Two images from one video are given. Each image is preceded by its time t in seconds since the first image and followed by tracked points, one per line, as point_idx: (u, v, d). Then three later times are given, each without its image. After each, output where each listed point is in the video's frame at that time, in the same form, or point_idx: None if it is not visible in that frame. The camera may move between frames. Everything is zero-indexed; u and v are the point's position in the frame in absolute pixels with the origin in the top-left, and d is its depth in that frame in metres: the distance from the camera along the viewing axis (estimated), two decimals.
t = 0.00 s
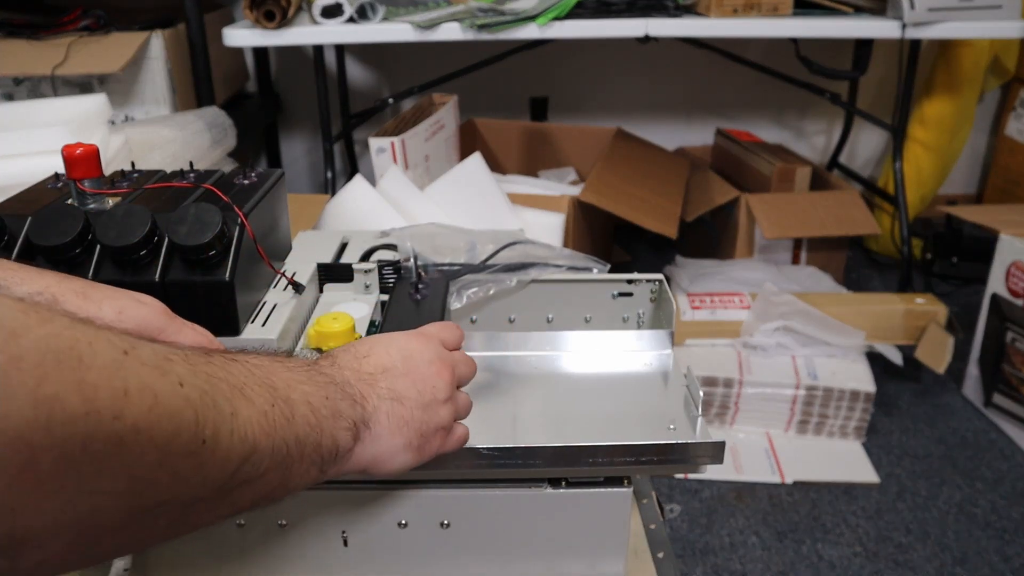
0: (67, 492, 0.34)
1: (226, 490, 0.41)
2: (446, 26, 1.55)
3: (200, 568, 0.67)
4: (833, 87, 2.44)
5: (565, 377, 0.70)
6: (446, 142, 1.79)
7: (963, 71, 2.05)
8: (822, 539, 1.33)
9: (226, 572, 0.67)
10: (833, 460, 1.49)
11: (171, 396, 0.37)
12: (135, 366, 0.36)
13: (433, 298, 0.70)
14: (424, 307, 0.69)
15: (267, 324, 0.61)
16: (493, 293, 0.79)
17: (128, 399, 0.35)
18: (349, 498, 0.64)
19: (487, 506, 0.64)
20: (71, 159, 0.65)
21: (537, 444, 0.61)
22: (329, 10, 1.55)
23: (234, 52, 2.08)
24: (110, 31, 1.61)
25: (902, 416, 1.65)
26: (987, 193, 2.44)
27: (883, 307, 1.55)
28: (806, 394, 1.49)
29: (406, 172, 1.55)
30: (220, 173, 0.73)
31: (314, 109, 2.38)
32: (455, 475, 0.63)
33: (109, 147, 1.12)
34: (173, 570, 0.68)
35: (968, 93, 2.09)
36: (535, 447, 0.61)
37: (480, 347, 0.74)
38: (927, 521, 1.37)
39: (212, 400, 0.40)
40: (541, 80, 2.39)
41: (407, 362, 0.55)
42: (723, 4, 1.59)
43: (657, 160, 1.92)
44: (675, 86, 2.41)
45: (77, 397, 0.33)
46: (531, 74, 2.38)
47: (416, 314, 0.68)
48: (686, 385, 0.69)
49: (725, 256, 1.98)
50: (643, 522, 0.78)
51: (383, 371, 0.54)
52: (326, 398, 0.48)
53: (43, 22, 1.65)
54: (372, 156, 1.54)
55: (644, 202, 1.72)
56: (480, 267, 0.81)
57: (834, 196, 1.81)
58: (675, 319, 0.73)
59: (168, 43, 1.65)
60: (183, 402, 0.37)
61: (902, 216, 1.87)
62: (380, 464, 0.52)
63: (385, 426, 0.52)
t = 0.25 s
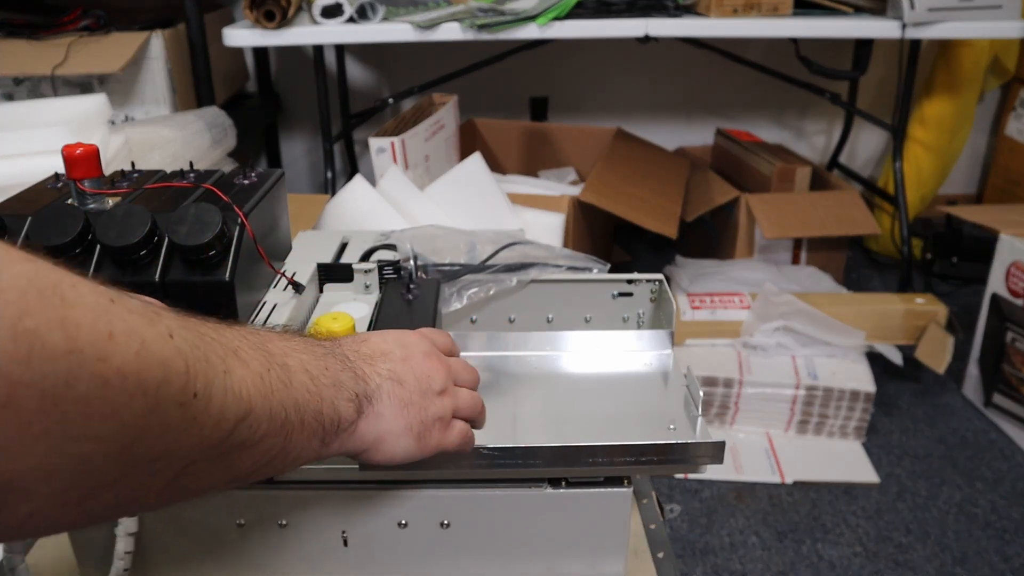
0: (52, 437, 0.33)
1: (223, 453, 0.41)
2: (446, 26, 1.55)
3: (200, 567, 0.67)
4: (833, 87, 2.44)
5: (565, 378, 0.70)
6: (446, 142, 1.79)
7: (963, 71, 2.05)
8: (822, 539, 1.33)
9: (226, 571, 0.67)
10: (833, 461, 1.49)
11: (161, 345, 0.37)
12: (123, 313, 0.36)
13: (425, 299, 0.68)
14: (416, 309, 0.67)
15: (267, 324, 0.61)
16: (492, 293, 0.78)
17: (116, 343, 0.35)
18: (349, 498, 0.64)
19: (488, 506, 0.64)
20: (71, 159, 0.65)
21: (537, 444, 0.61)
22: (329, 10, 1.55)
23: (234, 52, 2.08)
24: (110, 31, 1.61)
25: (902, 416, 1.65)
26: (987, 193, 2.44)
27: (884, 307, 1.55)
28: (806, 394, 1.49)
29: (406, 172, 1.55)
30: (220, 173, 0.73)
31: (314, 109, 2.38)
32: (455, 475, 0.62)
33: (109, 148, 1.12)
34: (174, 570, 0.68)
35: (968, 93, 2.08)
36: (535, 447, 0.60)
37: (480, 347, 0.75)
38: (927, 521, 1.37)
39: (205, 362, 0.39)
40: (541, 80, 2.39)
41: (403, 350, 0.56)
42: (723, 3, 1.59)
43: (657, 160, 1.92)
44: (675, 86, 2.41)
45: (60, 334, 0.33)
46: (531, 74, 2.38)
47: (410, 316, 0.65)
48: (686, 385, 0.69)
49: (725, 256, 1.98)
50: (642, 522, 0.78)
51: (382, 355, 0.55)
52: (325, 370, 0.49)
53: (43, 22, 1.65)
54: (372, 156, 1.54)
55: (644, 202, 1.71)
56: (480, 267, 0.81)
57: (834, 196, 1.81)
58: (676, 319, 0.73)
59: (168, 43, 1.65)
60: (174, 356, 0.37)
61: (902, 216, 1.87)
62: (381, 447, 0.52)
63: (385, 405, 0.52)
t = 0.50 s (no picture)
0: None
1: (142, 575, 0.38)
2: (446, 26, 1.55)
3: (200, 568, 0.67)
4: (833, 87, 2.44)
5: (565, 377, 0.70)
6: (446, 142, 1.79)
7: (963, 71, 2.05)
8: (822, 539, 1.33)
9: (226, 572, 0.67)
10: (833, 460, 1.50)
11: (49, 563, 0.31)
12: None
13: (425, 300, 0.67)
14: (416, 308, 0.66)
15: (267, 324, 0.61)
16: (493, 293, 0.78)
17: None
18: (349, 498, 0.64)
19: (488, 506, 0.64)
20: (71, 159, 0.65)
21: (537, 444, 0.61)
22: (329, 10, 1.55)
23: (234, 52, 2.08)
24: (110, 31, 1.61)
25: (902, 416, 1.65)
26: (986, 193, 2.44)
27: (884, 307, 1.55)
28: (806, 394, 1.49)
29: (406, 171, 1.55)
30: (220, 173, 0.73)
31: (314, 109, 2.38)
32: (455, 475, 0.62)
33: (109, 148, 1.12)
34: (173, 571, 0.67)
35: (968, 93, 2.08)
36: (535, 447, 0.60)
37: (480, 347, 0.75)
38: (927, 521, 1.37)
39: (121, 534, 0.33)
40: (541, 80, 2.39)
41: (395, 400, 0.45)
42: (723, 4, 1.59)
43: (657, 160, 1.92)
44: (675, 86, 2.41)
45: None
46: (531, 74, 2.38)
47: (410, 315, 0.65)
48: (686, 385, 0.68)
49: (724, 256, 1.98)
50: (643, 522, 0.78)
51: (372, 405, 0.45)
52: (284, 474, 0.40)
53: (43, 22, 1.65)
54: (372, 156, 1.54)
55: (644, 202, 1.72)
56: (480, 267, 0.81)
57: (834, 196, 1.81)
58: (676, 319, 0.73)
59: (168, 43, 1.65)
60: (96, 428, 0.34)
61: (903, 216, 1.87)
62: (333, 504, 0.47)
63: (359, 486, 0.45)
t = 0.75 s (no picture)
0: None
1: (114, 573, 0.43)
2: (446, 26, 1.55)
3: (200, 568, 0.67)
4: (833, 87, 2.44)
5: (565, 377, 0.70)
6: (446, 142, 1.79)
7: (963, 71, 2.05)
8: (822, 540, 1.33)
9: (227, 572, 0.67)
10: (833, 460, 1.50)
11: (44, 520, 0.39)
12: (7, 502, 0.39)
13: (425, 299, 0.67)
14: (416, 308, 0.66)
15: (267, 324, 0.61)
16: (493, 293, 0.78)
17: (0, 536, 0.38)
18: (349, 498, 0.64)
19: (488, 506, 0.64)
20: (71, 159, 0.65)
21: (537, 444, 0.60)
22: (329, 10, 1.55)
23: (234, 52, 2.08)
24: (110, 31, 1.61)
25: (902, 416, 1.65)
26: (986, 193, 2.44)
27: (884, 307, 1.55)
28: (806, 394, 1.49)
29: (406, 172, 1.55)
30: (220, 173, 0.73)
31: (314, 108, 2.38)
32: (455, 475, 0.62)
33: (109, 148, 1.12)
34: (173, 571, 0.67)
35: (968, 93, 2.08)
36: (535, 447, 0.60)
37: (481, 347, 0.75)
38: (927, 521, 1.37)
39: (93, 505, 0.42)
40: (541, 80, 2.39)
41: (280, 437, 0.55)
42: (723, 4, 1.59)
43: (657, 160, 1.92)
44: (675, 86, 2.41)
45: None
46: (531, 74, 2.38)
47: (410, 315, 0.65)
48: (687, 385, 0.68)
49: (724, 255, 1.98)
50: (643, 522, 0.78)
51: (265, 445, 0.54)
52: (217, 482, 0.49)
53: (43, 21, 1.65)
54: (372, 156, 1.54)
55: (644, 202, 1.72)
56: (480, 266, 0.80)
57: (834, 196, 1.81)
58: (676, 319, 0.73)
59: (168, 43, 1.65)
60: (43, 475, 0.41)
61: (903, 216, 1.87)
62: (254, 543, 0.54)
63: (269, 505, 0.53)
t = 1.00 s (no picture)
0: None
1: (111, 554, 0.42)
2: (446, 26, 1.55)
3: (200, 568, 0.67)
4: (833, 86, 2.44)
5: (565, 377, 0.70)
6: (446, 142, 1.79)
7: (963, 71, 2.05)
8: (822, 540, 1.33)
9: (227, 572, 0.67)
10: (833, 461, 1.50)
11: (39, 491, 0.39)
12: None
13: (425, 299, 0.67)
14: (417, 309, 0.66)
15: (267, 324, 0.61)
16: (492, 293, 0.78)
17: None
18: (350, 498, 0.64)
19: (488, 506, 0.64)
20: (71, 159, 0.65)
21: (537, 444, 0.60)
22: (329, 10, 1.55)
23: (234, 52, 2.08)
24: (110, 31, 1.61)
25: (902, 416, 1.65)
26: (987, 193, 2.44)
27: (884, 307, 1.55)
28: (806, 394, 1.49)
29: (406, 172, 1.55)
30: (220, 173, 0.73)
31: (314, 109, 2.38)
32: (455, 475, 0.62)
33: (109, 148, 1.12)
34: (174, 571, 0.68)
35: (969, 93, 2.08)
36: (535, 447, 0.60)
37: (481, 347, 0.75)
38: (927, 521, 1.37)
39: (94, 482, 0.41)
40: (542, 80, 2.39)
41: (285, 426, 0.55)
42: (723, 4, 1.59)
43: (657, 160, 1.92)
44: (675, 86, 2.41)
45: None
46: (531, 74, 2.38)
47: (410, 315, 0.65)
48: (686, 385, 0.68)
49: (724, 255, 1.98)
50: (643, 522, 0.78)
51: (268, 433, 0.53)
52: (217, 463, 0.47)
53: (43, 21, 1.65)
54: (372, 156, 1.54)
55: (644, 202, 1.71)
56: (481, 266, 0.80)
57: (834, 196, 1.81)
58: (676, 319, 0.73)
59: (168, 43, 1.65)
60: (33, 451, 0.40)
61: (903, 216, 1.87)
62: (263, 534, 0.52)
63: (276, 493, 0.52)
